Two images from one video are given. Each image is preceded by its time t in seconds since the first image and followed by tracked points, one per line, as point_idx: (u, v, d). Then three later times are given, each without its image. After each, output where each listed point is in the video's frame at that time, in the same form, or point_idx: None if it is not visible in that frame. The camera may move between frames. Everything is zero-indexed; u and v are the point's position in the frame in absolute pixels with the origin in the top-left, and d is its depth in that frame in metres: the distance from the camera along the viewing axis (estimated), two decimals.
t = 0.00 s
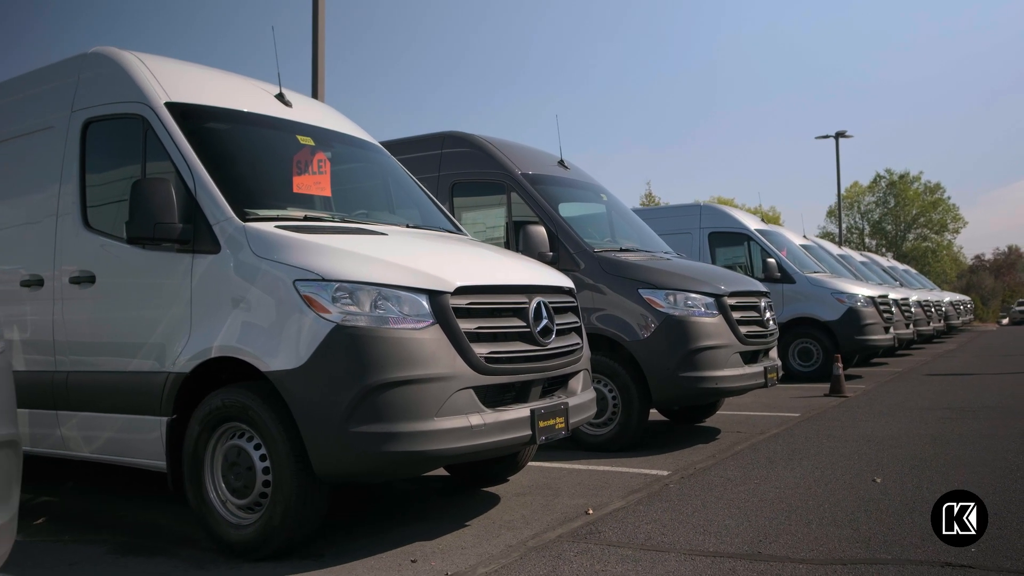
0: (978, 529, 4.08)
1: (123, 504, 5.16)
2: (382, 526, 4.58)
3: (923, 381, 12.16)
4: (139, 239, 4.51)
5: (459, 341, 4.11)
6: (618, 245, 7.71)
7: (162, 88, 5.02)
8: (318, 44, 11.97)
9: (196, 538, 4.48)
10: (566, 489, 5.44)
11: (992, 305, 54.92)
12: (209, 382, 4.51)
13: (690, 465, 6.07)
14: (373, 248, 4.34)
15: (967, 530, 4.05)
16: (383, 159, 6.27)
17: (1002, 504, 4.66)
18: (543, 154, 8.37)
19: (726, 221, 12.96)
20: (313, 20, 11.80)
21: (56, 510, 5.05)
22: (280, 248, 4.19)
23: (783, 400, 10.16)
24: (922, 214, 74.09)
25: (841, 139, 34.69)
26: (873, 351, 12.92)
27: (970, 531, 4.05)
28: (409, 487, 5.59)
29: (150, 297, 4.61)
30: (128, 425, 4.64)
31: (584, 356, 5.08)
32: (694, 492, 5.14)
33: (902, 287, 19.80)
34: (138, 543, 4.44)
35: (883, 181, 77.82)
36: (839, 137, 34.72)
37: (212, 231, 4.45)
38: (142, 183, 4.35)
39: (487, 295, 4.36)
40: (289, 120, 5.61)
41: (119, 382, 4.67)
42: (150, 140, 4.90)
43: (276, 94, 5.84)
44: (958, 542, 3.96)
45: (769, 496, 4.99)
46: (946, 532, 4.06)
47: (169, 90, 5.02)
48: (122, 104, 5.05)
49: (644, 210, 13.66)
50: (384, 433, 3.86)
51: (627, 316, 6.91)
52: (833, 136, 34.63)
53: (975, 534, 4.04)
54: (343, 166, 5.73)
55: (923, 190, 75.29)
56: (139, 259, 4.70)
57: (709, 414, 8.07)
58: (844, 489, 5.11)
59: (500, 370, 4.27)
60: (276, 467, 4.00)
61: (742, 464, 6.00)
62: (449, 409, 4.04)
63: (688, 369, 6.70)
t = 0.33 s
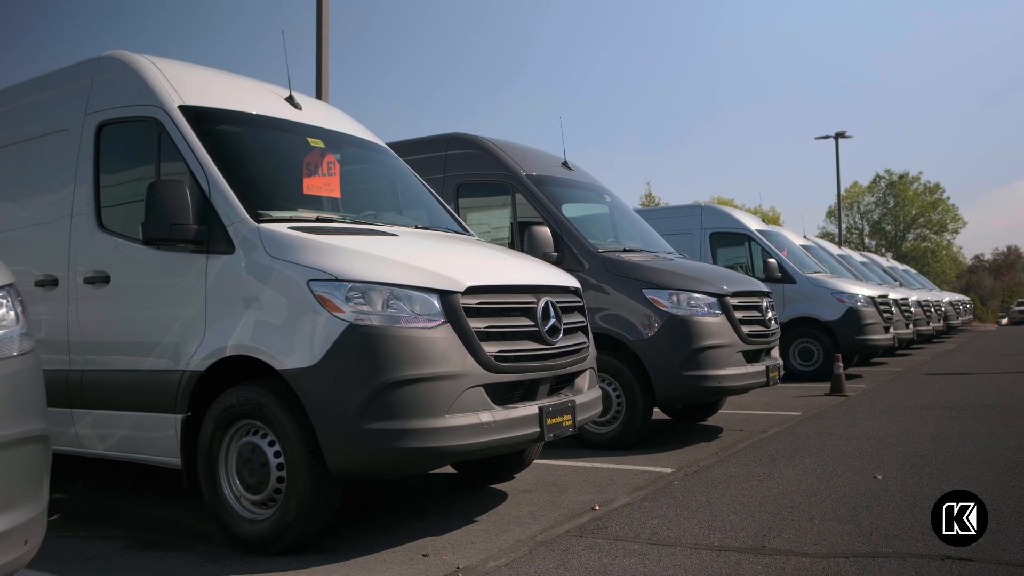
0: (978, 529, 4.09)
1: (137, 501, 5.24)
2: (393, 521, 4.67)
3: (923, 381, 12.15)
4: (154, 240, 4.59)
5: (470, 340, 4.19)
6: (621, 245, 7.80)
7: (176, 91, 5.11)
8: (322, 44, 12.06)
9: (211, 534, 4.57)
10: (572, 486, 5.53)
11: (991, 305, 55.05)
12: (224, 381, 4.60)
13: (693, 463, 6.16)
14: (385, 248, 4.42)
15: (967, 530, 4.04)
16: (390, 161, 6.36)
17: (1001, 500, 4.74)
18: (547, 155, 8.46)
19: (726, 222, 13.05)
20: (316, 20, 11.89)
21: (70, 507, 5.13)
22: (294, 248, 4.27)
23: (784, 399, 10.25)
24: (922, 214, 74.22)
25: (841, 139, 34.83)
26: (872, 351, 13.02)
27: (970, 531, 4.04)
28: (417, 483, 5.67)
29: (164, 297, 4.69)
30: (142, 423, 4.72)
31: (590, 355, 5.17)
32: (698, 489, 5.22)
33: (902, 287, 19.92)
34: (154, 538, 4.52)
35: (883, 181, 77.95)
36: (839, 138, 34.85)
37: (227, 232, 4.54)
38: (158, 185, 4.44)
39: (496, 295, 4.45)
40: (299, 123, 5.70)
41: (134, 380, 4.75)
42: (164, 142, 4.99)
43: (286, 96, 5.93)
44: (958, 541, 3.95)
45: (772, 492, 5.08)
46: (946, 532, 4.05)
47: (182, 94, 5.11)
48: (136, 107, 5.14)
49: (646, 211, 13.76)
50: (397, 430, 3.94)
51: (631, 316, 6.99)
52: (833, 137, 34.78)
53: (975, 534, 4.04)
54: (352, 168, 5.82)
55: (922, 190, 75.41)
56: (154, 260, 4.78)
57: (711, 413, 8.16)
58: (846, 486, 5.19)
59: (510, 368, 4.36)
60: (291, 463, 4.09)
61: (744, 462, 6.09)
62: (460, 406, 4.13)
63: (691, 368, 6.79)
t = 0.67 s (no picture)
0: (978, 529, 4.09)
1: (150, 497, 5.32)
2: (404, 517, 4.76)
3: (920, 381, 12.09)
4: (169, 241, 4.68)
5: (480, 339, 4.28)
6: (625, 245, 7.89)
7: (189, 94, 5.20)
8: (326, 46, 12.15)
9: (224, 529, 4.65)
10: (578, 483, 5.62)
11: (990, 305, 55.14)
12: (237, 379, 4.69)
13: (697, 460, 6.25)
14: (396, 249, 4.51)
15: (967, 530, 4.05)
16: (398, 162, 6.44)
17: (999, 496, 4.82)
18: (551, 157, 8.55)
19: (728, 222, 13.14)
20: (320, 21, 11.98)
21: (84, 503, 5.21)
22: (307, 249, 4.36)
23: (785, 398, 10.34)
24: (921, 215, 74.33)
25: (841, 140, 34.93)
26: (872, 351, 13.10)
27: (970, 531, 4.04)
28: (425, 481, 5.75)
29: (179, 296, 4.78)
30: (157, 421, 4.80)
31: (596, 353, 5.26)
32: (702, 486, 5.31)
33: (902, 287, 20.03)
34: (169, 533, 4.60)
35: (882, 181, 78.06)
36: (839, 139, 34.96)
37: (241, 233, 4.63)
38: (174, 186, 4.52)
39: (505, 295, 4.54)
40: (309, 125, 5.79)
41: (148, 379, 4.82)
42: (177, 145, 5.07)
43: (295, 99, 6.02)
44: (958, 541, 3.95)
45: (775, 488, 5.16)
46: (946, 532, 4.05)
47: (195, 97, 5.20)
48: (149, 110, 5.22)
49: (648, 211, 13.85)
50: (409, 426, 4.03)
51: (635, 315, 7.08)
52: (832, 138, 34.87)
53: (975, 533, 4.04)
54: (361, 170, 5.90)
55: (922, 190, 75.52)
56: (168, 260, 4.87)
57: (713, 412, 8.26)
58: (847, 482, 5.28)
59: (519, 366, 4.44)
60: (305, 459, 4.18)
61: (747, 459, 6.18)
62: (471, 403, 4.21)
63: (694, 367, 6.87)
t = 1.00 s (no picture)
0: (978, 529, 4.07)
1: (162, 494, 5.40)
2: (413, 514, 4.84)
3: (920, 381, 12.13)
4: (183, 242, 4.76)
5: (490, 338, 4.37)
6: (628, 246, 7.98)
7: (201, 98, 5.28)
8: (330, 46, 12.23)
9: (237, 525, 4.73)
10: (583, 480, 5.71)
11: (990, 306, 55.24)
12: (251, 378, 4.77)
13: (700, 458, 6.34)
14: (407, 250, 4.59)
15: (967, 530, 4.03)
16: (405, 164, 6.53)
17: (999, 493, 4.90)
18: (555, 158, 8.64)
19: (729, 222, 13.23)
20: (324, 22, 12.06)
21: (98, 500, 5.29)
22: (320, 250, 4.44)
23: (785, 397, 10.43)
24: (920, 215, 74.44)
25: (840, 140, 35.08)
26: (872, 351, 13.19)
27: (970, 531, 4.02)
28: (433, 478, 5.84)
29: (193, 296, 4.86)
30: (170, 419, 4.88)
31: (602, 353, 5.34)
32: (706, 483, 5.40)
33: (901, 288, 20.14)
34: (183, 529, 4.68)
35: (882, 181, 78.18)
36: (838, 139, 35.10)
37: (254, 234, 4.71)
38: (188, 189, 4.60)
39: (514, 296, 4.63)
40: (318, 128, 5.87)
41: (162, 377, 4.90)
42: (190, 148, 5.16)
43: (304, 102, 6.10)
44: (958, 541, 3.93)
45: (778, 486, 5.25)
46: (946, 532, 4.03)
47: (207, 101, 5.28)
48: (162, 113, 5.31)
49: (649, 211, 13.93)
50: (421, 424, 4.11)
51: (639, 316, 7.16)
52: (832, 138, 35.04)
53: (975, 533, 4.02)
54: (369, 172, 5.98)
55: (921, 190, 75.64)
56: (182, 261, 4.95)
57: (715, 411, 8.34)
58: (849, 480, 5.36)
59: (527, 366, 4.53)
60: (318, 456, 4.26)
61: (750, 457, 6.27)
62: (480, 401, 4.30)
63: (697, 367, 6.96)
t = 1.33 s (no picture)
0: (978, 529, 4.09)
1: (173, 492, 5.48)
2: (422, 511, 4.92)
3: (921, 381, 12.18)
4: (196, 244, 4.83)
5: (498, 338, 4.45)
6: (631, 246, 8.06)
7: (213, 101, 5.36)
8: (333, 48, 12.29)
9: (249, 522, 4.81)
10: (588, 478, 5.79)
11: (990, 305, 55.31)
12: (263, 377, 4.85)
13: (703, 456, 6.42)
14: (416, 251, 4.67)
15: (967, 530, 4.04)
16: (411, 166, 6.60)
17: (998, 490, 4.97)
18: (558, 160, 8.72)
19: (730, 223, 13.32)
20: (328, 23, 12.13)
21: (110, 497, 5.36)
22: (332, 252, 4.52)
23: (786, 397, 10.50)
24: (919, 215, 74.58)
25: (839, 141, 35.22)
26: (872, 351, 13.27)
27: (970, 531, 4.04)
28: (440, 476, 5.92)
29: (205, 297, 4.93)
30: (182, 418, 4.95)
31: (607, 352, 5.42)
32: (710, 480, 5.48)
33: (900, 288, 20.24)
34: (195, 526, 4.75)
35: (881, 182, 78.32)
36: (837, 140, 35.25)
37: (266, 236, 4.79)
38: (201, 191, 4.68)
39: (522, 296, 4.71)
40: (327, 130, 5.95)
41: (175, 377, 4.97)
42: (202, 150, 5.23)
43: (312, 105, 6.18)
44: (958, 541, 3.94)
45: (781, 483, 5.33)
46: (946, 532, 4.04)
47: (219, 104, 5.36)
48: (174, 116, 5.39)
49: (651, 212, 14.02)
50: (431, 422, 4.19)
51: (642, 316, 7.24)
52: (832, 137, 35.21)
53: (975, 533, 4.03)
54: (377, 173, 6.06)
55: (920, 191, 75.79)
56: (194, 262, 5.02)
57: (717, 411, 8.42)
58: (850, 477, 5.44)
59: (535, 365, 4.61)
60: (330, 454, 4.34)
61: (752, 456, 6.34)
62: (489, 400, 4.38)
63: (700, 366, 7.03)
